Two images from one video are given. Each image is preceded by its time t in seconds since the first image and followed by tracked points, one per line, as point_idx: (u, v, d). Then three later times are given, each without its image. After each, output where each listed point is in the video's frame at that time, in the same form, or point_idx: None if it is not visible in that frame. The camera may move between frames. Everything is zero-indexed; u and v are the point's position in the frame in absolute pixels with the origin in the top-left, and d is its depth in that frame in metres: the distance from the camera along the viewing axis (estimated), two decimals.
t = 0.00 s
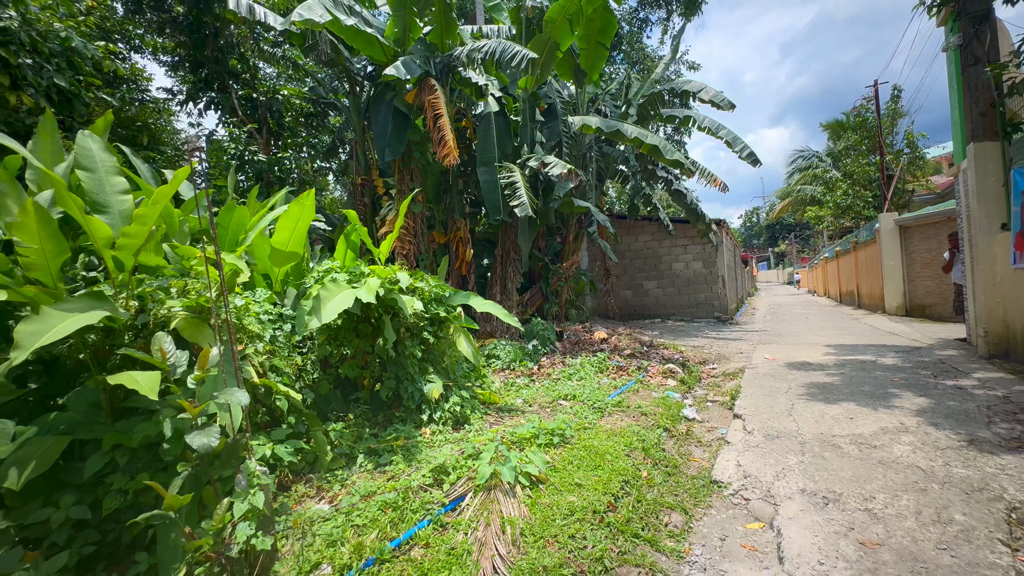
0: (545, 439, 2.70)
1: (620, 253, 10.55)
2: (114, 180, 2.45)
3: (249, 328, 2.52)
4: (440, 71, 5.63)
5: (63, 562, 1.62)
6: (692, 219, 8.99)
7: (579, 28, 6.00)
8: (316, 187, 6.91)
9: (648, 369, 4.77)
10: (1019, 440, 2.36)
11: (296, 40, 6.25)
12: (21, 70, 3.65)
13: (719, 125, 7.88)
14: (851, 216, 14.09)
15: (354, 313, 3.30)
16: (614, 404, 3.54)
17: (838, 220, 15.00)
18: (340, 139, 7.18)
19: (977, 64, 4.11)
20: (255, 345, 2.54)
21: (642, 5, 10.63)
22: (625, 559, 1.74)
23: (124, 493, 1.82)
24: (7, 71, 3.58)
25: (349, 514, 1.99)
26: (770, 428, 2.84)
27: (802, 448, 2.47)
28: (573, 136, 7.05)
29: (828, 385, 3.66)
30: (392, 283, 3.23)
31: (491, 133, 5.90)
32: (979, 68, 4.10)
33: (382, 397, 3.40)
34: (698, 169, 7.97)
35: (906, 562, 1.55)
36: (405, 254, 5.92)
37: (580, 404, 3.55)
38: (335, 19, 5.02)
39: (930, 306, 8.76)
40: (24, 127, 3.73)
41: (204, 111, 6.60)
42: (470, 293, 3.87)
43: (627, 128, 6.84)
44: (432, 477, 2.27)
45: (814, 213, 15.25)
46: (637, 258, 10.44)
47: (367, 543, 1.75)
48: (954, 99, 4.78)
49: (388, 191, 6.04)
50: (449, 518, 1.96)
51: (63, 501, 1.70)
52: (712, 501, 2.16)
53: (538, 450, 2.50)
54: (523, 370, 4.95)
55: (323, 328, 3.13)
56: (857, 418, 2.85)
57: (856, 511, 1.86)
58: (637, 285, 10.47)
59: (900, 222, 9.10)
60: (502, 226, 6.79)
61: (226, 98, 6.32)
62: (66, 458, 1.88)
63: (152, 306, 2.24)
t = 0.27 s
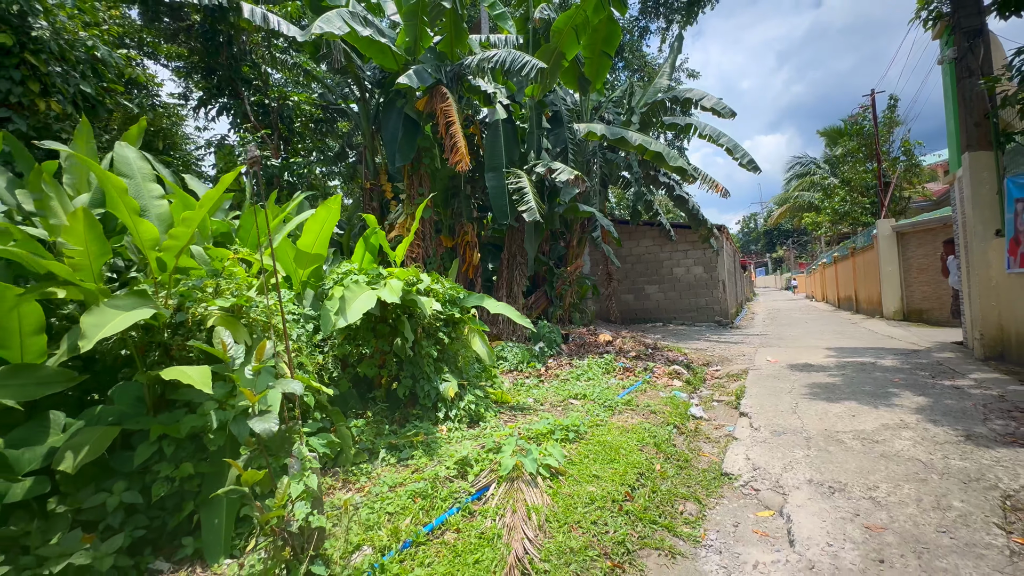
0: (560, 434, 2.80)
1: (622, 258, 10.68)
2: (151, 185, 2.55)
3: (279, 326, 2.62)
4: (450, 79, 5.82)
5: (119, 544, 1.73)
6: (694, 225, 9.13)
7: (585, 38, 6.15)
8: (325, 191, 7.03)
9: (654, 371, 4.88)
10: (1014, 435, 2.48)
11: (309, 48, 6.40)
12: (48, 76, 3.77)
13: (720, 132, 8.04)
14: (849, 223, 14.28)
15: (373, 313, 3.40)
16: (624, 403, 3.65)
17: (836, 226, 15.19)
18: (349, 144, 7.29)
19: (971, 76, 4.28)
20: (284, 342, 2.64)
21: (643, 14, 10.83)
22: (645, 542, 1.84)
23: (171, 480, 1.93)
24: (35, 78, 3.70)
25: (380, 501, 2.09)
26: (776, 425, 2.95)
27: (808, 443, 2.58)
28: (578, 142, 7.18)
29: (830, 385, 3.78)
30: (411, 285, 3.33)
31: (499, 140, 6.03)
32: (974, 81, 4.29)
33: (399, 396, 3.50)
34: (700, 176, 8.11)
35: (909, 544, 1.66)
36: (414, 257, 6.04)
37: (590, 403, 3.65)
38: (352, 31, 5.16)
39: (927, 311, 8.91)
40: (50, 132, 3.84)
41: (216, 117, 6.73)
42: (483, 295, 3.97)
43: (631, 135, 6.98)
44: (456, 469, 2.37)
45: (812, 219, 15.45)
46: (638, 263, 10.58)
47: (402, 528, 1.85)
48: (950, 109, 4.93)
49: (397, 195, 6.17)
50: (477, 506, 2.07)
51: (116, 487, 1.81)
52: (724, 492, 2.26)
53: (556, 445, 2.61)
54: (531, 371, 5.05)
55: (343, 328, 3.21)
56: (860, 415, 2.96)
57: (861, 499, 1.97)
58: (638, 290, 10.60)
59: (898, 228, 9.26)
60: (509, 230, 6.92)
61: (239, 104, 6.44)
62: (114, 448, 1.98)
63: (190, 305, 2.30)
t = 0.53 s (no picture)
0: (569, 431, 2.90)
1: (624, 259, 10.79)
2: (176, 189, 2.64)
3: (300, 325, 2.72)
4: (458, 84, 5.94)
5: (160, 530, 1.84)
6: (695, 227, 9.24)
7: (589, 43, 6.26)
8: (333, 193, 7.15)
9: (657, 370, 4.98)
10: (1005, 432, 2.59)
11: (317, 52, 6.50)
12: (71, 81, 3.89)
13: (722, 136, 8.15)
14: (848, 225, 14.40)
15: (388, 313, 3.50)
16: (629, 401, 3.75)
17: (835, 229, 15.31)
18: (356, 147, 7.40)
19: (967, 84, 4.37)
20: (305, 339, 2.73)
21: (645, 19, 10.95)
22: (655, 529, 1.95)
23: (206, 471, 2.04)
24: (58, 82, 3.82)
25: (401, 491, 2.20)
26: (777, 422, 3.06)
27: (808, 438, 2.69)
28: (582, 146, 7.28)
29: (830, 385, 3.88)
30: (424, 285, 3.43)
31: (504, 144, 6.14)
32: (970, 89, 4.38)
33: (411, 393, 3.60)
34: (702, 179, 8.22)
35: (903, 529, 1.77)
36: (421, 258, 6.15)
37: (596, 401, 3.76)
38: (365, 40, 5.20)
39: (925, 313, 9.02)
40: (72, 135, 3.95)
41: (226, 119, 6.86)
42: (492, 296, 4.07)
43: (635, 139, 7.09)
44: (472, 462, 2.47)
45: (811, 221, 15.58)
46: (640, 265, 10.69)
47: (424, 515, 1.95)
48: (947, 116, 5.05)
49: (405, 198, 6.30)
50: (493, 496, 2.17)
51: (155, 476, 1.91)
52: (728, 484, 2.37)
53: (566, 440, 2.71)
54: (537, 370, 5.16)
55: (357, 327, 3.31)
56: (858, 413, 3.07)
57: (858, 490, 2.08)
58: (639, 291, 10.72)
59: (897, 231, 9.37)
60: (513, 232, 7.03)
61: (249, 107, 6.55)
62: (150, 441, 2.08)
63: (215, 304, 2.41)
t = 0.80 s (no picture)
0: (573, 421, 3.03)
1: (623, 257, 10.93)
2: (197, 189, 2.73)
3: (317, 319, 2.84)
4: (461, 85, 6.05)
5: (194, 508, 1.97)
6: (693, 226, 9.38)
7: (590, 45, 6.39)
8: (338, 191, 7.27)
9: (656, 365, 5.13)
10: (985, 421, 2.74)
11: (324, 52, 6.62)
12: (88, 83, 4.00)
13: (720, 136, 8.28)
14: (844, 225, 14.59)
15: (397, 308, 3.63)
16: (629, 394, 3.89)
17: (831, 228, 15.49)
18: (360, 145, 7.50)
19: (956, 89, 4.55)
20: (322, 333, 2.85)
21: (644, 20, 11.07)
22: (655, 509, 2.08)
23: (233, 454, 2.17)
24: (76, 84, 3.93)
25: (416, 474, 2.32)
26: (770, 413, 3.20)
27: (800, 428, 2.83)
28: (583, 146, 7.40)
29: (822, 378, 4.03)
30: (432, 282, 3.56)
31: (507, 144, 6.26)
32: (959, 93, 4.53)
33: (419, 386, 3.73)
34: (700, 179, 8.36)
35: (884, 507, 1.91)
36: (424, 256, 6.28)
37: (597, 394, 3.89)
38: (373, 42, 5.35)
39: (918, 311, 9.19)
40: (88, 136, 4.06)
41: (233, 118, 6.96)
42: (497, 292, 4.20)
43: (634, 139, 7.22)
44: (481, 449, 2.61)
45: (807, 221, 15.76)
46: (638, 263, 10.83)
47: (440, 496, 2.08)
48: (938, 118, 5.20)
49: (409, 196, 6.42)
50: (503, 480, 2.30)
51: (188, 459, 2.04)
52: (723, 469, 2.51)
53: (570, 429, 2.85)
54: (539, 365, 5.30)
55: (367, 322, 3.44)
56: (848, 404, 3.21)
57: (844, 474, 2.22)
58: (638, 289, 10.87)
59: (891, 230, 9.54)
60: (515, 230, 7.15)
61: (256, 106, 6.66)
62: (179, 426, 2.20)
63: (237, 299, 2.50)
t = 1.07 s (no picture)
0: (574, 411, 3.19)
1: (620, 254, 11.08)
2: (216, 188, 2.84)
3: (332, 312, 2.96)
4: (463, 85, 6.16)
5: (223, 488, 2.11)
6: (690, 223, 9.53)
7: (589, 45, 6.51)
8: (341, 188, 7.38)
9: (653, 359, 5.29)
10: (962, 410, 2.91)
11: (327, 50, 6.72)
12: (101, 83, 4.11)
13: (716, 135, 8.42)
14: (838, 221, 14.78)
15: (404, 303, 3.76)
16: (627, 385, 4.05)
17: (826, 225, 15.68)
18: (362, 142, 7.61)
19: (944, 91, 4.70)
20: (336, 326, 2.97)
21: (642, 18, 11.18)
22: (652, 490, 2.24)
23: (257, 440, 2.31)
24: (90, 84, 4.04)
25: (428, 458, 2.47)
26: (762, 404, 3.35)
27: (789, 417, 2.99)
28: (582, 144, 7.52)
29: (812, 371, 4.20)
30: (439, 278, 3.69)
31: (507, 142, 6.39)
32: (947, 97, 4.69)
33: (426, 377, 3.87)
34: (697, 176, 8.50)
35: (863, 486, 2.07)
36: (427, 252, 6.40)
37: (597, 386, 4.05)
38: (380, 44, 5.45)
39: (909, 307, 9.39)
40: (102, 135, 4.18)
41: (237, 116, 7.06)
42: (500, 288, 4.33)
43: (633, 138, 7.35)
44: (488, 436, 2.75)
45: (803, 217, 15.95)
46: (636, 259, 10.99)
47: (452, 477, 2.22)
48: (927, 120, 5.36)
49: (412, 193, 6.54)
50: (510, 464, 2.45)
51: (217, 444, 2.18)
52: (716, 454, 2.67)
53: (572, 417, 3.00)
54: (540, 358, 5.45)
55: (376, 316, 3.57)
56: (835, 395, 3.38)
57: (829, 457, 2.38)
58: (635, 284, 11.03)
59: (883, 227, 9.71)
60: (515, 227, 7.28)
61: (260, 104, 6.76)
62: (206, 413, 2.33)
63: (256, 293, 2.60)
